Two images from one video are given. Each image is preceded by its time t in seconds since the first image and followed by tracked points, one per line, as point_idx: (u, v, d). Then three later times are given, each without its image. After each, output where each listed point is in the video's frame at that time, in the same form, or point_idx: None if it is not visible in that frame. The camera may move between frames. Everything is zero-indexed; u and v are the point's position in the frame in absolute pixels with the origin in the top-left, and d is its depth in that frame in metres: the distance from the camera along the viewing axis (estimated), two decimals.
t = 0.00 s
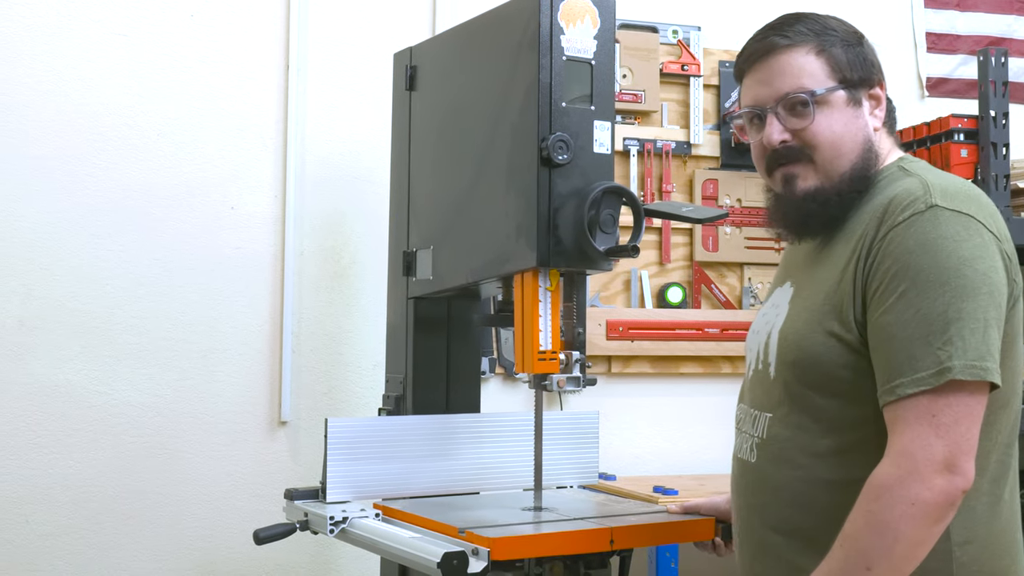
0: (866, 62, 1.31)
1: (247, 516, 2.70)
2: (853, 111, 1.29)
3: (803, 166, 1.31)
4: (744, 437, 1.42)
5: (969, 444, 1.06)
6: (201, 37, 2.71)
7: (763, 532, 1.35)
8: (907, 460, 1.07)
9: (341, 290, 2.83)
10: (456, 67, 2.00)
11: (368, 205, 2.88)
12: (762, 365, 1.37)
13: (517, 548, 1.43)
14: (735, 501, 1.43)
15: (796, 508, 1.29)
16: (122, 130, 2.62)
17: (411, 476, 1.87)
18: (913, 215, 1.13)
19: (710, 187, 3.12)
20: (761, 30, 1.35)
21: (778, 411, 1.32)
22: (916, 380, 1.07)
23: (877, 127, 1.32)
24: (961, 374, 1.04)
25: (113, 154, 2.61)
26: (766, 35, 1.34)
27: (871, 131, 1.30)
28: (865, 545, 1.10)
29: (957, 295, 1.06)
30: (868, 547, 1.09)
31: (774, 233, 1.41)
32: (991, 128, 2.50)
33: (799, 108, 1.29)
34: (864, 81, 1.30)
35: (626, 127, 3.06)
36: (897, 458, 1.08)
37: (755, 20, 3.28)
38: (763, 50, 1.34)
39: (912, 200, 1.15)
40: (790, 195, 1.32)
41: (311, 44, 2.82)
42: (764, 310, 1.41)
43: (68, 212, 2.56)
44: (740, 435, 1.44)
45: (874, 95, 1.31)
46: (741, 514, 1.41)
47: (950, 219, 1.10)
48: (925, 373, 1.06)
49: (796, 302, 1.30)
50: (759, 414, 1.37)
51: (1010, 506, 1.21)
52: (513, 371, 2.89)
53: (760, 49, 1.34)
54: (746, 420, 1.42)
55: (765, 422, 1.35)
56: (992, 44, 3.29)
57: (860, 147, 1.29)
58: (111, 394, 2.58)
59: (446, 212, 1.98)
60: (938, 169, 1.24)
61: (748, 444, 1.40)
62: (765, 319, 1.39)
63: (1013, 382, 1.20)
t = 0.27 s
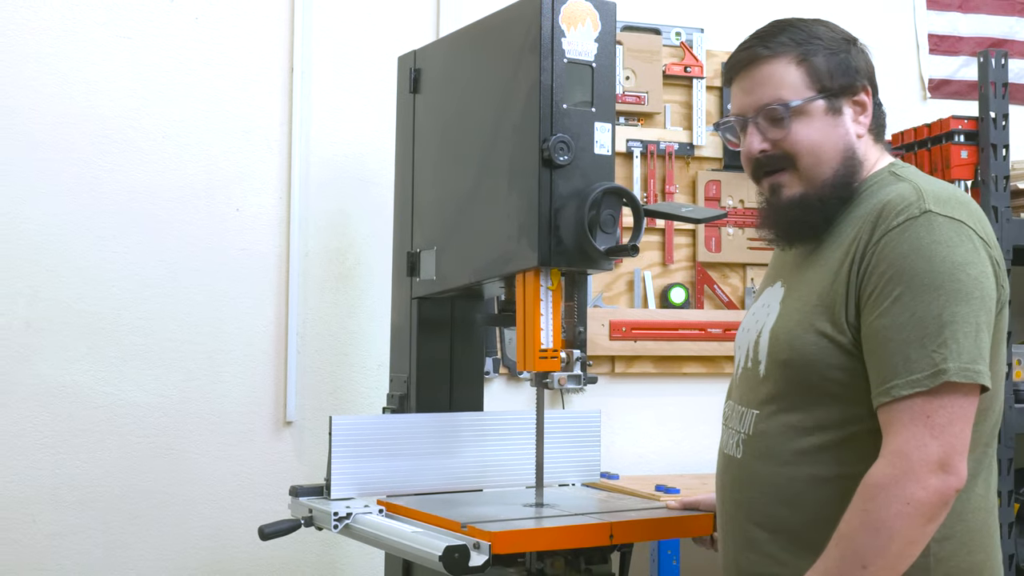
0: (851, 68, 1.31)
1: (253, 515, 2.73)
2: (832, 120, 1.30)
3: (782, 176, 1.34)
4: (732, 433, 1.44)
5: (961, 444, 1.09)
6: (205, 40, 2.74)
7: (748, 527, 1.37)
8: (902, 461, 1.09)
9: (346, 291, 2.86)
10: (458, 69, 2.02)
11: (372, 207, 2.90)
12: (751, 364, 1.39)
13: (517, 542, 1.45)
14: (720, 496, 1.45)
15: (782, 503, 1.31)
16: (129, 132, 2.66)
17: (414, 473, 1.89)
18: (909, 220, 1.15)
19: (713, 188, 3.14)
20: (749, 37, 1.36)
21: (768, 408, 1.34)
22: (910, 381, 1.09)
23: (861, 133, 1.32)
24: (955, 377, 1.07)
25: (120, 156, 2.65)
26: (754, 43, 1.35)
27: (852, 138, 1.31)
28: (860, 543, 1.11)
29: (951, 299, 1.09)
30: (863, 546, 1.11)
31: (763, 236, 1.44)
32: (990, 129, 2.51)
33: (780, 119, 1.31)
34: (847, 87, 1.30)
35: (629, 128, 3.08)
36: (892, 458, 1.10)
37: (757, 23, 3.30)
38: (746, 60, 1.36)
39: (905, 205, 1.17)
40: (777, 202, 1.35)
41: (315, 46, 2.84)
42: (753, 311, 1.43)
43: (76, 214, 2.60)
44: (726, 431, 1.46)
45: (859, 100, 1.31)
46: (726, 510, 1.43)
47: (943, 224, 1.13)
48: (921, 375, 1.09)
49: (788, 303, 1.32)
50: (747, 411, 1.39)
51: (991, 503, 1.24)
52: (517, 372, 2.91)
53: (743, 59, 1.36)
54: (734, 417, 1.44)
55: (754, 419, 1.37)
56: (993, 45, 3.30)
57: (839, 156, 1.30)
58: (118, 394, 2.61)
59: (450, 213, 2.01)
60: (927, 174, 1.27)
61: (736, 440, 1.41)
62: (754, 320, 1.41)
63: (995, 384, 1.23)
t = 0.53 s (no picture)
0: (786, 81, 1.31)
1: (253, 513, 2.73)
2: (764, 137, 1.34)
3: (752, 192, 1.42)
4: (726, 427, 1.45)
5: (935, 442, 1.09)
6: (204, 40, 2.75)
7: (738, 521, 1.38)
8: (873, 458, 1.09)
9: (345, 290, 2.86)
10: (456, 68, 2.02)
11: (372, 206, 2.91)
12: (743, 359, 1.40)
13: (514, 538, 1.45)
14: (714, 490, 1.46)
15: (770, 497, 1.32)
16: (128, 132, 2.67)
17: (412, 471, 1.89)
18: (884, 219, 1.16)
19: (712, 186, 3.15)
20: (727, 62, 1.45)
21: (757, 403, 1.34)
22: (878, 379, 1.10)
23: (797, 142, 1.31)
24: (922, 375, 1.07)
25: (119, 156, 2.65)
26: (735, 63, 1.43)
27: (784, 150, 1.32)
28: (835, 541, 1.12)
29: (920, 298, 1.09)
30: (837, 544, 1.11)
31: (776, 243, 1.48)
32: (988, 127, 2.51)
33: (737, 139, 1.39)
34: (777, 101, 1.32)
35: (627, 127, 3.08)
36: (866, 457, 1.10)
37: (756, 21, 3.30)
38: (716, 85, 1.46)
39: (882, 204, 1.18)
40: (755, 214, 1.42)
41: (313, 46, 2.85)
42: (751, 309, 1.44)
43: (75, 214, 2.61)
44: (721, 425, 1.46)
45: (796, 111, 1.31)
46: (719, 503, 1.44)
47: (918, 223, 1.13)
48: (888, 372, 1.09)
49: (774, 300, 1.32)
50: (739, 406, 1.40)
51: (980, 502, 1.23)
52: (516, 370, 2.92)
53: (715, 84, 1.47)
54: (728, 413, 1.45)
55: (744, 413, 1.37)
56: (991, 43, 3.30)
57: (774, 168, 1.34)
58: (118, 393, 2.62)
59: (447, 212, 2.02)
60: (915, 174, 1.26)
61: (729, 434, 1.42)
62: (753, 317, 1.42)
63: (984, 383, 1.22)
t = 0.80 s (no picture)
0: (780, 83, 1.32)
1: (252, 511, 2.74)
2: (757, 137, 1.35)
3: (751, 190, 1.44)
4: (712, 424, 1.45)
5: (891, 434, 1.09)
6: (202, 40, 2.75)
7: (723, 517, 1.38)
8: (827, 448, 1.10)
9: (343, 288, 2.87)
10: (451, 67, 2.03)
11: (370, 204, 2.91)
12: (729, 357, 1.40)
13: (511, 537, 1.46)
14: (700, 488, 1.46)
15: (751, 494, 1.32)
16: (126, 132, 2.67)
17: (408, 469, 1.90)
18: (846, 213, 1.16)
19: (709, 183, 3.15)
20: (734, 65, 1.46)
21: (740, 400, 1.35)
22: (831, 370, 1.11)
23: (787, 143, 1.32)
24: (871, 365, 1.08)
25: (118, 155, 2.66)
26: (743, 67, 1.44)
27: (775, 150, 1.33)
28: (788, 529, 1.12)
29: (875, 288, 1.10)
30: (791, 532, 1.12)
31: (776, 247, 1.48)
32: (985, 123, 2.51)
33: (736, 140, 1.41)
34: (770, 102, 1.33)
35: (624, 125, 3.09)
36: (820, 447, 1.11)
37: (752, 18, 3.30)
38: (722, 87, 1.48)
39: (849, 198, 1.18)
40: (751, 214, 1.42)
41: (311, 45, 2.85)
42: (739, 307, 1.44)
43: (73, 213, 2.61)
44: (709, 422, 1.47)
45: (788, 114, 1.31)
46: (704, 499, 1.44)
47: (882, 217, 1.13)
48: (841, 362, 1.10)
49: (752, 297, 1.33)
50: (726, 403, 1.40)
51: (956, 506, 1.23)
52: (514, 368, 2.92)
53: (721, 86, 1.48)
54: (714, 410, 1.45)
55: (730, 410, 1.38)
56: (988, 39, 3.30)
57: (766, 168, 1.35)
58: (116, 392, 2.62)
59: (443, 211, 2.02)
60: (895, 171, 1.26)
61: (715, 430, 1.43)
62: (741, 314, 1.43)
63: (963, 384, 1.21)
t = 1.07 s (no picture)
0: (754, 78, 1.33)
1: (255, 513, 2.74)
2: (736, 132, 1.35)
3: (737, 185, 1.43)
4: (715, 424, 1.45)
5: (876, 417, 1.08)
6: (202, 42, 2.75)
7: (730, 517, 1.38)
8: (813, 434, 1.10)
9: (345, 290, 2.87)
10: (450, 70, 2.03)
11: (371, 205, 2.91)
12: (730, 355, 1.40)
13: (511, 538, 1.46)
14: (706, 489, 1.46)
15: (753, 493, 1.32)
16: (128, 135, 2.67)
17: (410, 471, 1.90)
18: (824, 197, 1.16)
19: (710, 183, 3.15)
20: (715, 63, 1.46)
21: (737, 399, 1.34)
22: (815, 356, 1.11)
23: (764, 135, 1.32)
24: (853, 348, 1.07)
25: (119, 158, 2.66)
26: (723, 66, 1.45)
27: (754, 143, 1.33)
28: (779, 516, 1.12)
29: (853, 271, 1.09)
30: (782, 519, 1.12)
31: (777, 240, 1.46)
32: (987, 120, 2.51)
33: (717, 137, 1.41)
34: (744, 96, 1.33)
35: (625, 125, 3.08)
36: (807, 434, 1.10)
37: (753, 17, 3.30)
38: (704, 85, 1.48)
39: (825, 183, 1.17)
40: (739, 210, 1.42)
41: (312, 48, 2.86)
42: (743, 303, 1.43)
43: (75, 216, 2.61)
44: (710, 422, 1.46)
45: (762, 107, 1.32)
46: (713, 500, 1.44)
47: (859, 199, 1.13)
48: (823, 348, 1.10)
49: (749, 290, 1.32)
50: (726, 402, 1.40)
51: (964, 489, 1.21)
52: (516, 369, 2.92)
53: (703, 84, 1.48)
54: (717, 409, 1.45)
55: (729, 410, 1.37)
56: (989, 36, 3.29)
57: (746, 162, 1.35)
58: (119, 394, 2.63)
59: (443, 212, 2.02)
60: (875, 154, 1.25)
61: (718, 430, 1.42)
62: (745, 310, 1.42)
63: (957, 361, 1.20)
